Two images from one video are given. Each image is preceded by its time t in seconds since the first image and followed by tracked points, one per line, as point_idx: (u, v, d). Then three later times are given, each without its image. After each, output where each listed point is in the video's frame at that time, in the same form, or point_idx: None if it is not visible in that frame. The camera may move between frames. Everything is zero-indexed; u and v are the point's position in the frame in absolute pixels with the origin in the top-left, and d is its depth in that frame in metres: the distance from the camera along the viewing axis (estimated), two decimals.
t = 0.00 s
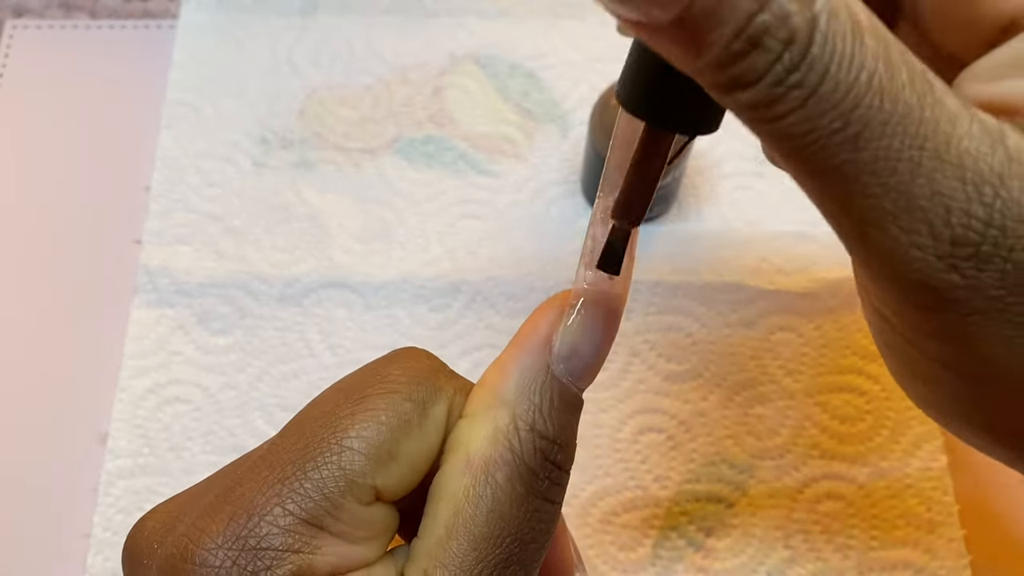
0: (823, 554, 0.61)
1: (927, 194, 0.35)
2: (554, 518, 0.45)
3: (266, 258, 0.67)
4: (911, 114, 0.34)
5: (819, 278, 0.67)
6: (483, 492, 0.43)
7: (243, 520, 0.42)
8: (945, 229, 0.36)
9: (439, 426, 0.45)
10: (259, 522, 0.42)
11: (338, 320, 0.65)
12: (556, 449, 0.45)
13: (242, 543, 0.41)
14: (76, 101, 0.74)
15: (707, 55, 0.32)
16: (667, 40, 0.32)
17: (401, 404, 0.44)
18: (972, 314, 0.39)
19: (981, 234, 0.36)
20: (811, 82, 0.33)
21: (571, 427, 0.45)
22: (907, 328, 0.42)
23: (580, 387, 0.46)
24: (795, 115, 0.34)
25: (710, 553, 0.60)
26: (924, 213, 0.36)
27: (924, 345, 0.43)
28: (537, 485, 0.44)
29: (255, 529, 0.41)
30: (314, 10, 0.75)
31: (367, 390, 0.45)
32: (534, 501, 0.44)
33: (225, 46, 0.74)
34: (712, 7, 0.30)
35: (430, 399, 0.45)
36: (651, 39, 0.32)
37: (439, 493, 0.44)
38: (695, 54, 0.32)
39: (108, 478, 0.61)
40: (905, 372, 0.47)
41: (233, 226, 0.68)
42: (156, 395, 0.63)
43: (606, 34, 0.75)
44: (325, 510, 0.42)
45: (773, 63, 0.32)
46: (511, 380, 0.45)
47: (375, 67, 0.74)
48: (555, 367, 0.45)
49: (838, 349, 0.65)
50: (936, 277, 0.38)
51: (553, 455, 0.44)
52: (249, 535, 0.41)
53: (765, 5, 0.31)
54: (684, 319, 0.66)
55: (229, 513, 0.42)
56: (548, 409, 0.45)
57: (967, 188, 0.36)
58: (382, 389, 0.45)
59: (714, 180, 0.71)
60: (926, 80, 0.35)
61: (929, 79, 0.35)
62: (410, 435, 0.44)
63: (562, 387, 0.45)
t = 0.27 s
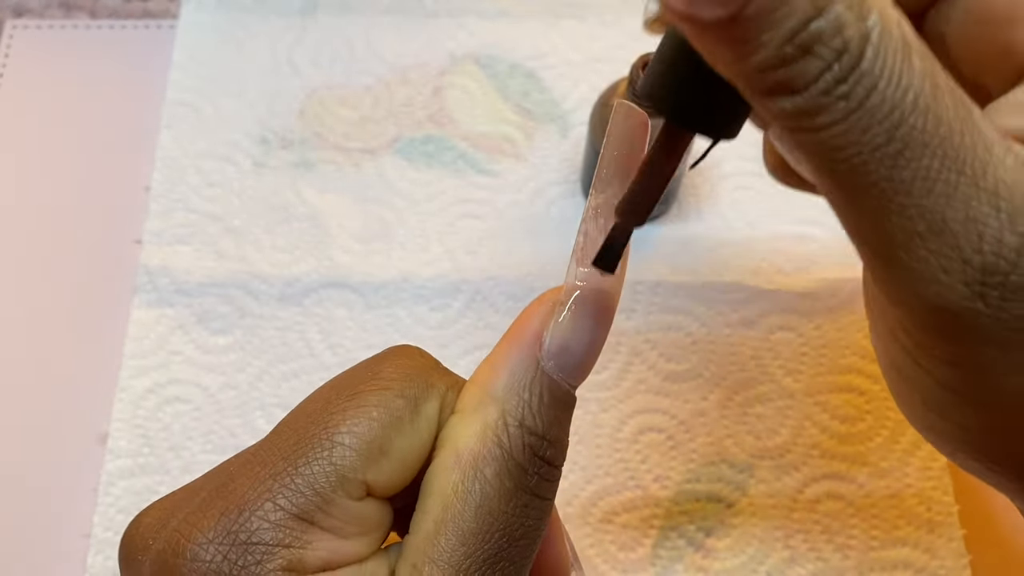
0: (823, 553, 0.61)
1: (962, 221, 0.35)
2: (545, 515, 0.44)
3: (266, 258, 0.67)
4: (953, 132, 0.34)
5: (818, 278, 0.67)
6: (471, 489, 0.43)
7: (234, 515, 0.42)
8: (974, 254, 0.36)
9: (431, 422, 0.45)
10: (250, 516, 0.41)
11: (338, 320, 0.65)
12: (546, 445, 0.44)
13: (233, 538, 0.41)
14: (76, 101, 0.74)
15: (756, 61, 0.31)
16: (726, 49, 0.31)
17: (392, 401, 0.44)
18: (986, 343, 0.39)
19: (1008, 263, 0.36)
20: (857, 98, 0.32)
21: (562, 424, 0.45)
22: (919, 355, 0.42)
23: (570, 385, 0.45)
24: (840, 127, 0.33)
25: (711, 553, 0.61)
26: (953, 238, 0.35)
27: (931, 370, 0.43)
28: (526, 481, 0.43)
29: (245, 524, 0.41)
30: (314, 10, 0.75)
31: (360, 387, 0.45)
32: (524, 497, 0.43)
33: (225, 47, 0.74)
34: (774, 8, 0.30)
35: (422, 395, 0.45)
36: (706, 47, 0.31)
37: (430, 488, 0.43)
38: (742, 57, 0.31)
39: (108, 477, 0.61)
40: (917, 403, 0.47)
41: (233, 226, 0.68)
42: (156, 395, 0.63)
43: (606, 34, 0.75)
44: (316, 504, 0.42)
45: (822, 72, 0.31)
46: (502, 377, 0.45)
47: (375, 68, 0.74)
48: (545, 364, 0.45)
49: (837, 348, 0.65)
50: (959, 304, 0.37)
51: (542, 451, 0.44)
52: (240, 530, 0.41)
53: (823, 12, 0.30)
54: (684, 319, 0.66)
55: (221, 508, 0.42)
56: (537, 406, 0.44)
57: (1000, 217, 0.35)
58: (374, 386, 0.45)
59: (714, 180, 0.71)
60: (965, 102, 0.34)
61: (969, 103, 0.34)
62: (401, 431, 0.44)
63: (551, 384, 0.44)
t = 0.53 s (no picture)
0: (823, 553, 0.61)
1: (989, 195, 0.35)
2: (535, 510, 0.44)
3: (266, 258, 0.67)
4: (994, 105, 0.35)
5: (819, 277, 0.67)
6: (459, 487, 0.42)
7: (225, 511, 0.42)
8: (1002, 227, 0.36)
9: (422, 420, 0.44)
10: (240, 513, 0.42)
11: (338, 320, 0.65)
12: (536, 441, 0.43)
13: (223, 534, 0.41)
14: (75, 101, 0.74)
15: (811, 9, 0.33)
16: None
17: (384, 397, 0.44)
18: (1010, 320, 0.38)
19: None
20: (906, 54, 0.33)
21: (553, 419, 0.44)
22: (931, 327, 0.42)
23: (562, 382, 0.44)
24: (885, 83, 0.34)
25: (710, 552, 0.61)
26: (982, 210, 0.35)
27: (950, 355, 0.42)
28: (514, 477, 0.43)
29: (236, 520, 0.41)
30: (314, 10, 0.75)
31: (352, 384, 0.44)
32: (512, 493, 0.43)
33: (225, 47, 0.74)
34: None
35: (414, 392, 0.45)
36: None
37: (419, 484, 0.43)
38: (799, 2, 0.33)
39: (108, 478, 0.61)
40: (915, 377, 0.46)
41: (233, 226, 0.68)
42: (156, 395, 0.63)
43: (606, 34, 0.75)
44: (306, 500, 0.42)
45: (875, 27, 0.33)
46: (491, 373, 0.44)
47: (375, 67, 0.74)
48: (534, 361, 0.43)
49: (837, 348, 0.65)
50: (981, 280, 0.37)
51: (531, 448, 0.43)
52: (230, 526, 0.41)
53: None
54: (684, 319, 0.66)
55: (213, 505, 0.42)
56: (525, 402, 0.43)
57: None
58: (366, 383, 0.45)
59: (714, 180, 0.71)
60: (1008, 77, 0.35)
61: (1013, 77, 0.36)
62: (393, 428, 0.44)
63: (540, 381, 0.43)
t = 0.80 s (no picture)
0: (824, 553, 0.61)
1: (969, 176, 0.35)
2: (520, 507, 0.43)
3: (266, 258, 0.67)
4: (979, 102, 0.34)
5: (818, 277, 0.67)
6: (440, 483, 0.41)
7: (211, 508, 0.41)
8: (978, 214, 0.35)
9: (410, 417, 0.44)
10: (226, 509, 0.41)
11: (338, 320, 0.65)
12: (519, 436, 0.42)
13: (210, 530, 0.41)
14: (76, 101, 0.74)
15: None
16: None
17: (372, 394, 0.44)
18: (983, 306, 0.38)
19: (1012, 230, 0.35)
20: (894, 47, 0.33)
21: (537, 414, 0.43)
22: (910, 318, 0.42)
23: (547, 378, 0.43)
24: (874, 71, 0.34)
25: (710, 553, 0.60)
26: (959, 199, 0.35)
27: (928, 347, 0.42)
28: (497, 473, 0.42)
29: (222, 516, 0.41)
30: (314, 10, 0.75)
31: (340, 381, 0.44)
32: (495, 488, 0.42)
33: (225, 47, 0.74)
34: None
35: (402, 389, 0.44)
36: None
37: (403, 482, 0.42)
38: None
39: (108, 477, 0.61)
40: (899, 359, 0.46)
41: (233, 226, 0.68)
42: (156, 395, 0.63)
43: (606, 34, 0.75)
44: (293, 496, 0.42)
45: (866, 19, 0.33)
46: (473, 371, 0.43)
47: (375, 67, 0.74)
48: (516, 357, 0.42)
49: (837, 348, 0.65)
50: (957, 263, 0.37)
51: (514, 443, 0.42)
52: (217, 522, 0.41)
53: None
54: (685, 319, 0.66)
55: (200, 501, 0.41)
56: (507, 397, 0.42)
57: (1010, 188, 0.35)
58: (354, 380, 0.44)
59: (714, 180, 0.71)
60: (999, 83, 0.35)
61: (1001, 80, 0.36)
62: (381, 424, 0.43)
63: (523, 377, 0.42)
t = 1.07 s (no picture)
0: (823, 553, 0.61)
1: (949, 221, 0.36)
2: (509, 504, 0.42)
3: (266, 258, 0.67)
4: (952, 145, 0.35)
5: (818, 277, 0.67)
6: (427, 480, 0.41)
7: (201, 506, 0.41)
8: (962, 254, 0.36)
9: (401, 416, 0.44)
10: (216, 507, 0.41)
11: (338, 320, 0.65)
12: (506, 434, 0.42)
13: (200, 528, 0.41)
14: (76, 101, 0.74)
15: (772, 59, 0.33)
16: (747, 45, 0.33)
17: (361, 392, 0.44)
18: (971, 345, 0.39)
19: (995, 266, 0.37)
20: (863, 97, 0.34)
21: (526, 411, 0.43)
22: (901, 366, 0.42)
23: (536, 375, 0.43)
24: (843, 125, 0.35)
25: (710, 553, 0.61)
26: (942, 239, 0.36)
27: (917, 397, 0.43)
28: (484, 470, 0.42)
29: (211, 514, 0.41)
30: (314, 10, 0.75)
31: (331, 380, 0.45)
32: (482, 485, 0.42)
33: (225, 47, 0.74)
34: None
35: (392, 387, 0.45)
36: (731, 50, 0.33)
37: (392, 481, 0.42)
38: (761, 53, 0.33)
39: (108, 477, 0.61)
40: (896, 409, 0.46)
41: (233, 226, 0.68)
42: (156, 395, 0.63)
43: (606, 34, 0.75)
44: (283, 493, 0.42)
45: (833, 73, 0.34)
46: (461, 368, 0.43)
47: (375, 67, 0.74)
48: (503, 354, 0.42)
49: (836, 348, 0.65)
50: (948, 306, 0.38)
51: (501, 440, 0.42)
52: (207, 519, 0.41)
53: (838, 18, 0.33)
54: (685, 320, 0.66)
55: (190, 499, 0.41)
56: (494, 394, 0.42)
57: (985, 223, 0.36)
58: (345, 380, 0.45)
59: (714, 180, 0.71)
60: (962, 124, 0.36)
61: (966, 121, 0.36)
62: (370, 422, 0.43)
63: (510, 374, 0.42)
